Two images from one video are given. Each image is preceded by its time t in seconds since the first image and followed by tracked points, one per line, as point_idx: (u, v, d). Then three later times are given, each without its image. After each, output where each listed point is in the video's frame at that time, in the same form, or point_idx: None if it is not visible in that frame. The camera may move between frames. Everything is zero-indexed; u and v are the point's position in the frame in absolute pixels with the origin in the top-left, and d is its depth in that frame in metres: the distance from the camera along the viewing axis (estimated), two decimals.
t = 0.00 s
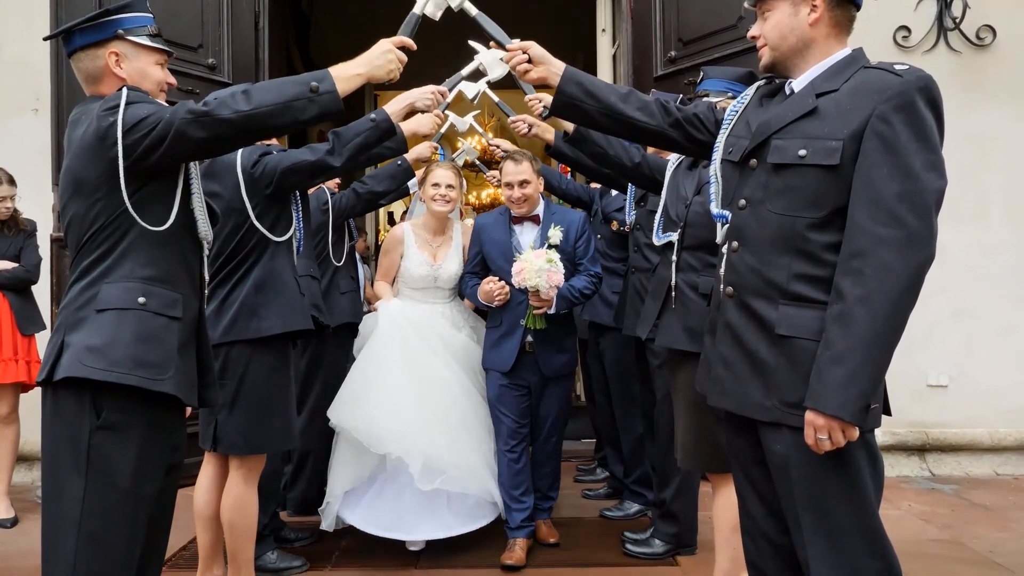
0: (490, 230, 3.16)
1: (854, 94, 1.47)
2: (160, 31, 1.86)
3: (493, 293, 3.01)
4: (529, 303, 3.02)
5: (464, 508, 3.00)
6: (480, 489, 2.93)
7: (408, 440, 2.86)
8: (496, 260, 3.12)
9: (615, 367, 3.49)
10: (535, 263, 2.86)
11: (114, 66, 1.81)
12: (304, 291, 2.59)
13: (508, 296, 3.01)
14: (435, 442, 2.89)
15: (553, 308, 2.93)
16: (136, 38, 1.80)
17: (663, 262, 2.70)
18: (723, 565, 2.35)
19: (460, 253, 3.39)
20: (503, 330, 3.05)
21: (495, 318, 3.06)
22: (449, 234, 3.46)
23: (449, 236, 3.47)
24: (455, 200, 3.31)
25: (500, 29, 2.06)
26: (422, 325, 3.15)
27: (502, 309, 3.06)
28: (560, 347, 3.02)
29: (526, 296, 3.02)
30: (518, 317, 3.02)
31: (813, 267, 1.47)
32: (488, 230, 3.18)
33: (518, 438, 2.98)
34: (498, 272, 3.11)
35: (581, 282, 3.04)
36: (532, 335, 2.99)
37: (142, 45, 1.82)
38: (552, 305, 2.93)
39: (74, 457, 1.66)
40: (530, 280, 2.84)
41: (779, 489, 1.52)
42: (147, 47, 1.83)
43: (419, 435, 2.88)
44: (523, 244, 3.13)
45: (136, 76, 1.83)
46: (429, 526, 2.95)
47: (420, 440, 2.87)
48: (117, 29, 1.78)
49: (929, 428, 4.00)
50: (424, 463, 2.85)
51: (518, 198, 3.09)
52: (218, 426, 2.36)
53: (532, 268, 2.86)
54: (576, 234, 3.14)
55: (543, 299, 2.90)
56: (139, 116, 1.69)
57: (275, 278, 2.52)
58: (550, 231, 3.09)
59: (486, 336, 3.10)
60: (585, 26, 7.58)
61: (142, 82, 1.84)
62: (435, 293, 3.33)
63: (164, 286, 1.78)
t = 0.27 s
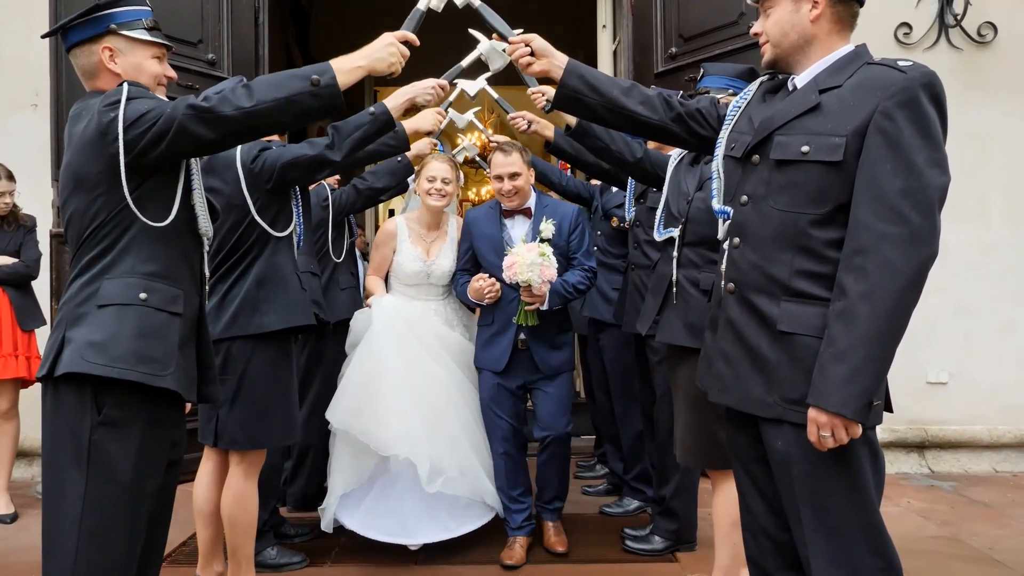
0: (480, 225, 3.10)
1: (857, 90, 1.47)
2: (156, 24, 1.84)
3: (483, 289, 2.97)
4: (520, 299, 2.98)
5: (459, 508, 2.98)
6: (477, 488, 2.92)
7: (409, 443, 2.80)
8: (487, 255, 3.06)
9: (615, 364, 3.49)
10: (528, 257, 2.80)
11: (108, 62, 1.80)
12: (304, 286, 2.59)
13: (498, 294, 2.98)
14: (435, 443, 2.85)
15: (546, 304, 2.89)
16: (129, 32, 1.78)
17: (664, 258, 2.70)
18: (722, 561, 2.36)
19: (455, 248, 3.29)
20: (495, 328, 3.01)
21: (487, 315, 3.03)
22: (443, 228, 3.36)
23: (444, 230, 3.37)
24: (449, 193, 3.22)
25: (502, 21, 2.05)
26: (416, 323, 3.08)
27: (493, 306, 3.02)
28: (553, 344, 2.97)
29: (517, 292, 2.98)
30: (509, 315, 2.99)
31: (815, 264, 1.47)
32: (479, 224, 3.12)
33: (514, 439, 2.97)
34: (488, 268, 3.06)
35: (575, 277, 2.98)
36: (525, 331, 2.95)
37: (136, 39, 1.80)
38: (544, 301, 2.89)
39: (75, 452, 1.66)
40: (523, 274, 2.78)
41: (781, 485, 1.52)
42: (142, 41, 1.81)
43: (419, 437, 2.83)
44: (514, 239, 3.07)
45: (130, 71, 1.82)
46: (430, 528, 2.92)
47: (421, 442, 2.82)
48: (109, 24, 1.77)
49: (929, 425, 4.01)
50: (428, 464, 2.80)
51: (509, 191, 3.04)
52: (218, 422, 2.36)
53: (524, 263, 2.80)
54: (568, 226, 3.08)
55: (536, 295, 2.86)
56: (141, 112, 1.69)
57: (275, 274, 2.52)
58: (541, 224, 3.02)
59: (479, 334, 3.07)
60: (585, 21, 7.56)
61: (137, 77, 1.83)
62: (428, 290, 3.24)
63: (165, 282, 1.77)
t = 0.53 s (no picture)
0: (479, 220, 3.03)
1: (861, 88, 1.46)
2: (153, 17, 1.82)
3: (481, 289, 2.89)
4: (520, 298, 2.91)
5: (450, 513, 2.88)
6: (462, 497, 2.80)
7: (388, 447, 2.75)
8: (485, 253, 2.99)
9: (615, 361, 3.49)
10: (526, 257, 2.71)
11: (106, 59, 1.79)
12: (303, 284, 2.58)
13: (496, 292, 2.91)
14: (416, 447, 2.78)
15: (546, 305, 2.82)
16: (124, 27, 1.77)
17: (666, 255, 2.69)
18: (723, 559, 2.35)
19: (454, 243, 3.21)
20: (494, 327, 2.94)
21: (484, 313, 2.97)
22: (442, 223, 3.28)
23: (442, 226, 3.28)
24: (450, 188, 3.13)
25: (504, 17, 2.05)
26: (408, 321, 3.00)
27: (491, 305, 2.95)
28: (552, 343, 2.89)
29: (516, 292, 2.91)
30: (508, 314, 2.92)
31: (818, 261, 1.46)
32: (477, 220, 3.05)
33: (513, 440, 2.94)
34: (486, 266, 2.99)
35: (577, 276, 2.90)
36: (522, 332, 2.87)
37: (132, 34, 1.79)
38: (544, 302, 2.80)
39: (76, 449, 1.65)
40: (522, 275, 2.70)
41: (783, 483, 1.52)
42: (138, 36, 1.79)
43: (399, 441, 2.77)
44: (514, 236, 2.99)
45: (128, 66, 1.80)
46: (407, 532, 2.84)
47: (401, 446, 2.76)
48: (104, 20, 1.75)
49: (929, 423, 4.01)
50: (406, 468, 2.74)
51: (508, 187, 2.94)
52: (219, 418, 2.36)
53: (523, 263, 2.71)
54: (569, 221, 2.99)
55: (535, 296, 2.77)
56: (143, 107, 1.68)
57: (277, 271, 2.51)
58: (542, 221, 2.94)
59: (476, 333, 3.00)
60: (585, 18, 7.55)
61: (135, 72, 1.81)
62: (426, 286, 3.16)
63: (167, 278, 1.77)
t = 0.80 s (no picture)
0: (484, 216, 2.95)
1: (865, 85, 1.46)
2: (151, 11, 1.80)
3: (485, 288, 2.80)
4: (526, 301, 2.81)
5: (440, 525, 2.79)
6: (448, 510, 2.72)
7: (372, 455, 2.68)
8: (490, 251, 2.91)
9: (614, 359, 3.48)
10: (533, 260, 2.60)
11: (103, 53, 1.78)
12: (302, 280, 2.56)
13: (500, 293, 2.80)
14: (401, 458, 2.70)
15: (553, 309, 2.73)
16: (122, 21, 1.75)
17: (666, 253, 2.69)
18: (722, 557, 2.35)
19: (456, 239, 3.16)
20: (497, 329, 2.85)
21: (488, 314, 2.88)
22: (443, 217, 3.21)
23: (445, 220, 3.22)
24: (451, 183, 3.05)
25: (503, 11, 2.04)
26: (401, 323, 2.89)
27: (495, 306, 2.86)
28: (556, 349, 2.81)
29: (521, 293, 2.80)
30: (513, 315, 2.82)
31: (820, 259, 1.46)
32: (482, 216, 2.97)
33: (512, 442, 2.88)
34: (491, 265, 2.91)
35: (585, 278, 2.81)
36: (527, 336, 2.79)
37: (130, 28, 1.77)
38: (552, 306, 2.71)
39: (73, 447, 1.65)
40: (528, 279, 2.59)
41: (783, 481, 1.52)
42: (136, 30, 1.78)
43: (382, 452, 2.69)
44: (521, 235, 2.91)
45: (126, 61, 1.79)
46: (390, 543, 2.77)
47: (383, 458, 2.68)
48: (101, 14, 1.74)
49: (928, 421, 4.01)
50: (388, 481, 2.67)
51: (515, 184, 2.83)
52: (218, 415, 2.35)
53: (530, 266, 2.61)
54: (580, 221, 2.89)
55: (542, 300, 2.68)
56: (139, 100, 1.67)
57: (275, 267, 2.49)
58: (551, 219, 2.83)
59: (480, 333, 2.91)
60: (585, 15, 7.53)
61: (133, 67, 1.80)
62: (427, 282, 3.10)
63: (165, 274, 1.76)
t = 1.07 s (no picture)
0: (489, 207, 2.81)
1: (866, 81, 1.45)
2: (146, 6, 1.79)
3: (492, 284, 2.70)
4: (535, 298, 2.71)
5: (437, 533, 2.69)
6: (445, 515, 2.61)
7: (365, 453, 2.58)
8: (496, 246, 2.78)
9: (613, 356, 3.48)
10: (543, 256, 2.51)
11: (96, 47, 1.77)
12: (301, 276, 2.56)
13: (508, 287, 2.72)
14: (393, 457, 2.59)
15: (564, 306, 2.63)
16: (116, 15, 1.74)
17: (665, 250, 2.68)
18: (721, 554, 2.35)
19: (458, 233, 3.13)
20: (504, 325, 2.76)
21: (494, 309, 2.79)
22: (446, 211, 3.19)
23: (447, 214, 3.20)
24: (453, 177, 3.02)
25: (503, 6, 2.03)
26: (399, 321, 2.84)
27: (503, 300, 2.76)
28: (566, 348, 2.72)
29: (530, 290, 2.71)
30: (520, 313, 2.73)
31: (820, 256, 1.45)
32: (488, 208, 2.83)
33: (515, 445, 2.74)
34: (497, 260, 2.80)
35: (597, 273, 2.70)
36: (536, 334, 2.70)
37: (125, 22, 1.76)
38: (562, 304, 2.62)
39: (68, 444, 1.64)
40: (538, 277, 2.50)
41: (782, 479, 1.51)
42: (130, 25, 1.77)
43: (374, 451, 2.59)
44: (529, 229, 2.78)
45: (119, 55, 1.78)
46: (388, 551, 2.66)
47: (375, 458, 2.57)
48: (96, 7, 1.73)
49: (925, 419, 4.01)
50: (380, 481, 2.57)
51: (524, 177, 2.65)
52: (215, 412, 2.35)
53: (540, 264, 2.51)
54: (592, 213, 2.76)
55: (552, 298, 2.59)
56: (136, 96, 1.66)
57: (273, 263, 2.48)
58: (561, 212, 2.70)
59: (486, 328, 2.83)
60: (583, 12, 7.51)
61: (126, 61, 1.79)
62: (431, 279, 3.09)
63: (161, 270, 1.75)
